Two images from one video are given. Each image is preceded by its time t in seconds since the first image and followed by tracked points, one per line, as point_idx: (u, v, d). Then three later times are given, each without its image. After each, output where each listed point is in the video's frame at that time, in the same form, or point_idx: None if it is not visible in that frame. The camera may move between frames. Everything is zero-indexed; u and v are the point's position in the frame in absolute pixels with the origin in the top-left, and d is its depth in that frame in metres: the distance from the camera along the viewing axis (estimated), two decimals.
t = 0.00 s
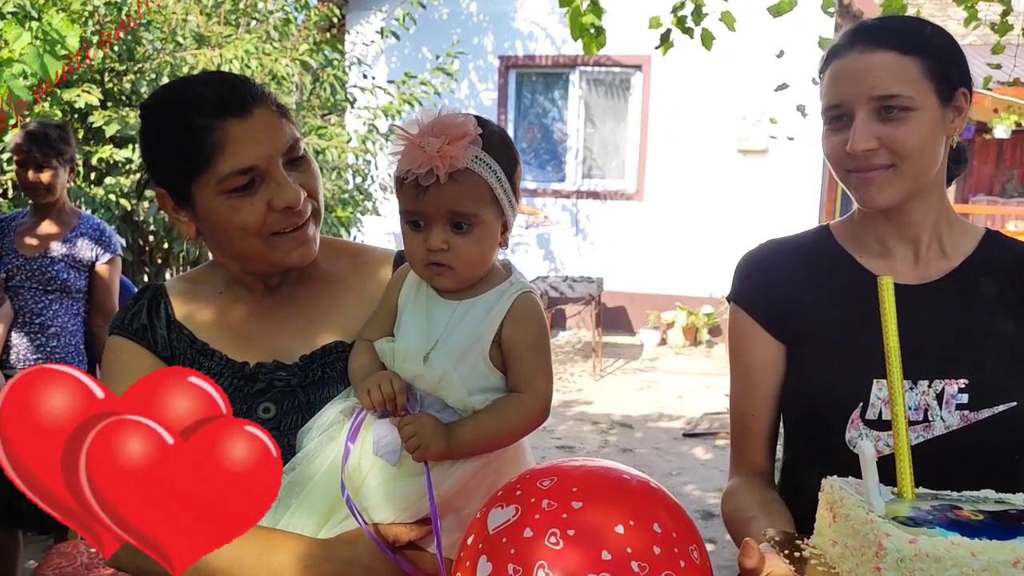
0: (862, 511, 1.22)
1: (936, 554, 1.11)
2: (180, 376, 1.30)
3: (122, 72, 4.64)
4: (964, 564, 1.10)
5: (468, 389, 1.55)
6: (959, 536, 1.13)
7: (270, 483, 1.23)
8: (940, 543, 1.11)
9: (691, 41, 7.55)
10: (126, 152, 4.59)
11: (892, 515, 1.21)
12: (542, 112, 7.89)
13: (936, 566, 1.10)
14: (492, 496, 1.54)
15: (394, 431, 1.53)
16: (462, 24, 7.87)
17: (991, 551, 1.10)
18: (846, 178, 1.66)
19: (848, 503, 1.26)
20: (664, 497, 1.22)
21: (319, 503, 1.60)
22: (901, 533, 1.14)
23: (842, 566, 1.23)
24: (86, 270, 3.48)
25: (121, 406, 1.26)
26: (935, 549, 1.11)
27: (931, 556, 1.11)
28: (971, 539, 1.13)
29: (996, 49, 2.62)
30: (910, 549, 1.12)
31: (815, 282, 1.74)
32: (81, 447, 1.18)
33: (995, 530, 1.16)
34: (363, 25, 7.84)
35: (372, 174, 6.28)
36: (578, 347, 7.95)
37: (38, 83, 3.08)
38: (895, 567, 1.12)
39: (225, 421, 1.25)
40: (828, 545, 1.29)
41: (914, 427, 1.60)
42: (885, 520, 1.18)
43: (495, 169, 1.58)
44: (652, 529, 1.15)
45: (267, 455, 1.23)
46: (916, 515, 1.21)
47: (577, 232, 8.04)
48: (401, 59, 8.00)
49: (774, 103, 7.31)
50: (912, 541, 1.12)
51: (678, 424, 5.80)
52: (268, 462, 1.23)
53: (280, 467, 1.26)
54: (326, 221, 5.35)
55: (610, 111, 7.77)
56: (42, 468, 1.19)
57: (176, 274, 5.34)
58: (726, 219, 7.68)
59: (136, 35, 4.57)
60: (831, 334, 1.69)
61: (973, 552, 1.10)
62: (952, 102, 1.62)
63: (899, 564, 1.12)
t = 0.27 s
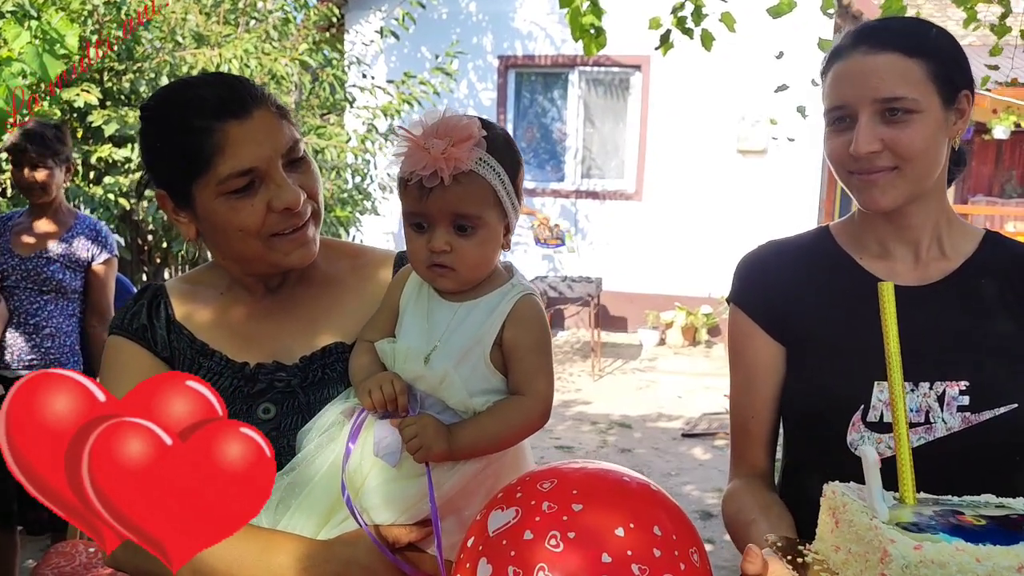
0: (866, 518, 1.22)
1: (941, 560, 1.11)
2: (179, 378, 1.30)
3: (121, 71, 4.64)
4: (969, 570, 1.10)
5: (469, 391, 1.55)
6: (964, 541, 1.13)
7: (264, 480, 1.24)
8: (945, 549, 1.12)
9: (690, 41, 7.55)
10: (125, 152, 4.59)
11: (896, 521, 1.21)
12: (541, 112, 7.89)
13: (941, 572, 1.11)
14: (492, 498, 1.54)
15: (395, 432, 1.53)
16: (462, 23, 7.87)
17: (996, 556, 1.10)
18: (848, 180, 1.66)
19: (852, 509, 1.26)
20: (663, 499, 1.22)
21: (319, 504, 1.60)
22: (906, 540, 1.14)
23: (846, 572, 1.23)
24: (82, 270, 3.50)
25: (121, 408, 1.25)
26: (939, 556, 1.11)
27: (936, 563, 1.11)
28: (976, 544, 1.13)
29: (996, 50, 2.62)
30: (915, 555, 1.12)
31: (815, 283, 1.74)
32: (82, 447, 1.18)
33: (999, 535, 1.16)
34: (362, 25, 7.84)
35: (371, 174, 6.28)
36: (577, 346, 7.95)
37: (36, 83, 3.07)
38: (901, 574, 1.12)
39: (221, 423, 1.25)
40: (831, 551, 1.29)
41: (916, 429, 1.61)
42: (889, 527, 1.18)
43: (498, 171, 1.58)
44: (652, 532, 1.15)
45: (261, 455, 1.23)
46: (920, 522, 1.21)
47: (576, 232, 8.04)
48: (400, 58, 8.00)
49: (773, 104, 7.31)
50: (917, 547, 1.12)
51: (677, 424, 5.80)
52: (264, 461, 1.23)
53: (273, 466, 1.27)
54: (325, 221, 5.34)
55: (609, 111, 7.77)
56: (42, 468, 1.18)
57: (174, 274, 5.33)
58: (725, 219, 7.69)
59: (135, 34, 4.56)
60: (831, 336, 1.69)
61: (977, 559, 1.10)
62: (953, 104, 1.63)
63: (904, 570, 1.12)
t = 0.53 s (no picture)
0: (861, 514, 1.22)
1: (936, 555, 1.11)
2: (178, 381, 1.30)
3: (119, 69, 4.64)
4: (964, 564, 1.11)
5: (468, 388, 1.55)
6: (959, 536, 1.14)
7: (260, 481, 1.24)
8: (940, 544, 1.12)
9: (689, 40, 7.55)
10: (123, 149, 4.59)
11: (892, 517, 1.22)
12: (540, 110, 7.89)
13: (937, 568, 1.11)
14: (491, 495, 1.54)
15: (397, 429, 1.53)
16: (460, 22, 7.86)
17: (991, 551, 1.11)
18: (847, 178, 1.66)
19: (847, 506, 1.26)
20: (661, 496, 1.23)
21: (317, 501, 1.60)
22: (901, 534, 1.14)
23: (841, 568, 1.23)
24: (77, 268, 3.49)
25: (122, 410, 1.25)
26: (935, 550, 1.12)
27: (931, 557, 1.12)
28: (971, 540, 1.14)
29: (995, 50, 2.62)
30: (910, 549, 1.12)
31: (813, 283, 1.74)
32: (82, 448, 1.18)
33: (994, 530, 1.17)
34: (361, 23, 7.83)
35: (369, 172, 6.27)
36: (575, 345, 7.96)
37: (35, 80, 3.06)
38: (896, 568, 1.13)
39: (218, 425, 1.25)
40: (826, 548, 1.29)
41: (914, 429, 1.61)
42: (884, 523, 1.18)
43: (498, 168, 1.58)
44: (651, 528, 1.15)
45: (256, 457, 1.23)
46: (915, 517, 1.21)
47: (574, 230, 8.04)
48: (399, 56, 7.99)
49: (772, 103, 7.32)
50: (912, 541, 1.13)
51: (675, 423, 5.81)
52: (258, 463, 1.23)
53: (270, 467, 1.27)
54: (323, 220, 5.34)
55: (608, 109, 7.77)
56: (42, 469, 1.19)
57: (172, 272, 5.32)
58: (724, 218, 7.69)
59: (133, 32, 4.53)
60: (830, 336, 1.69)
61: (972, 553, 1.11)
62: (954, 104, 1.63)
63: (899, 564, 1.12)
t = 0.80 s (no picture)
0: (853, 508, 1.22)
1: (926, 548, 1.10)
2: (183, 376, 1.31)
3: (117, 67, 4.64)
4: (955, 558, 1.09)
5: (467, 382, 1.55)
6: (951, 531, 1.13)
7: (271, 481, 1.23)
8: (931, 537, 1.11)
9: (688, 38, 7.55)
10: (122, 147, 4.59)
11: (884, 512, 1.21)
12: (539, 109, 7.88)
13: (927, 561, 1.09)
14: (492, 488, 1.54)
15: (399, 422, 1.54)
16: (459, 20, 7.85)
17: (982, 544, 1.10)
18: (848, 177, 1.66)
19: (840, 501, 1.26)
20: (660, 484, 1.23)
21: (317, 496, 1.60)
22: (892, 528, 1.13)
23: (835, 563, 1.23)
24: (71, 266, 3.48)
25: (120, 405, 1.25)
26: (925, 543, 1.10)
27: (921, 550, 1.10)
28: (963, 534, 1.12)
29: (993, 49, 2.62)
30: (900, 542, 1.11)
31: (813, 283, 1.74)
32: (80, 446, 1.17)
33: (988, 525, 1.17)
34: (360, 21, 7.82)
35: (368, 170, 6.27)
36: (574, 344, 7.96)
37: (33, 78, 3.06)
38: (887, 561, 1.12)
39: (226, 421, 1.26)
40: (820, 544, 1.29)
41: (912, 427, 1.61)
42: (875, 516, 1.18)
43: (498, 164, 1.58)
44: (649, 512, 1.15)
45: (269, 456, 1.23)
46: (908, 512, 1.21)
47: (573, 229, 8.04)
48: (398, 54, 7.97)
49: (771, 102, 7.32)
50: (903, 535, 1.12)
51: (674, 421, 5.81)
52: (270, 462, 1.23)
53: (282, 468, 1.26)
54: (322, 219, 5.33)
55: (606, 108, 7.76)
56: (37, 467, 1.17)
57: (171, 270, 5.31)
58: (722, 217, 7.69)
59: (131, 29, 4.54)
60: (829, 334, 1.69)
61: (963, 546, 1.10)
62: (955, 104, 1.63)
63: (890, 557, 1.11)
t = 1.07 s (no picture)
0: (848, 504, 1.22)
1: (919, 544, 1.10)
2: (181, 378, 1.31)
3: (116, 64, 4.64)
4: (948, 554, 1.10)
5: (468, 378, 1.54)
6: (945, 527, 1.13)
7: (268, 480, 1.24)
8: (924, 534, 1.11)
9: (687, 35, 7.54)
10: (120, 144, 4.58)
11: (879, 508, 1.22)
12: (538, 106, 7.86)
13: (920, 557, 1.10)
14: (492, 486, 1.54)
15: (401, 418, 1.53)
16: (458, 17, 7.84)
17: (976, 541, 1.10)
18: (860, 177, 1.65)
19: (836, 497, 1.26)
20: (660, 484, 1.22)
21: (317, 494, 1.59)
22: (885, 524, 1.13)
23: (830, 561, 1.24)
24: (64, 265, 3.49)
25: (121, 405, 1.25)
26: (918, 540, 1.10)
27: (915, 547, 1.10)
28: (956, 531, 1.12)
29: (993, 46, 2.61)
30: (894, 539, 1.11)
31: (813, 281, 1.74)
32: (80, 447, 1.17)
33: (983, 522, 1.16)
34: (358, 18, 7.80)
35: (367, 167, 6.26)
36: (573, 341, 7.96)
37: (30, 75, 3.04)
38: (880, 557, 1.12)
39: (225, 421, 1.25)
40: (817, 541, 1.30)
41: (911, 426, 1.61)
42: (871, 513, 1.18)
43: (501, 162, 1.58)
44: (649, 512, 1.15)
45: (266, 455, 1.23)
46: (902, 509, 1.21)
47: (572, 226, 8.03)
48: (397, 52, 7.96)
49: (770, 99, 7.31)
50: (896, 531, 1.12)
51: (672, 418, 5.81)
52: (267, 462, 1.23)
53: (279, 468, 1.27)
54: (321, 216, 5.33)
55: (606, 106, 7.75)
56: (39, 467, 1.18)
57: (170, 267, 5.30)
58: (722, 214, 7.69)
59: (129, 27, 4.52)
60: (829, 332, 1.69)
61: (956, 542, 1.10)
62: (966, 105, 1.63)
63: (883, 554, 1.12)
